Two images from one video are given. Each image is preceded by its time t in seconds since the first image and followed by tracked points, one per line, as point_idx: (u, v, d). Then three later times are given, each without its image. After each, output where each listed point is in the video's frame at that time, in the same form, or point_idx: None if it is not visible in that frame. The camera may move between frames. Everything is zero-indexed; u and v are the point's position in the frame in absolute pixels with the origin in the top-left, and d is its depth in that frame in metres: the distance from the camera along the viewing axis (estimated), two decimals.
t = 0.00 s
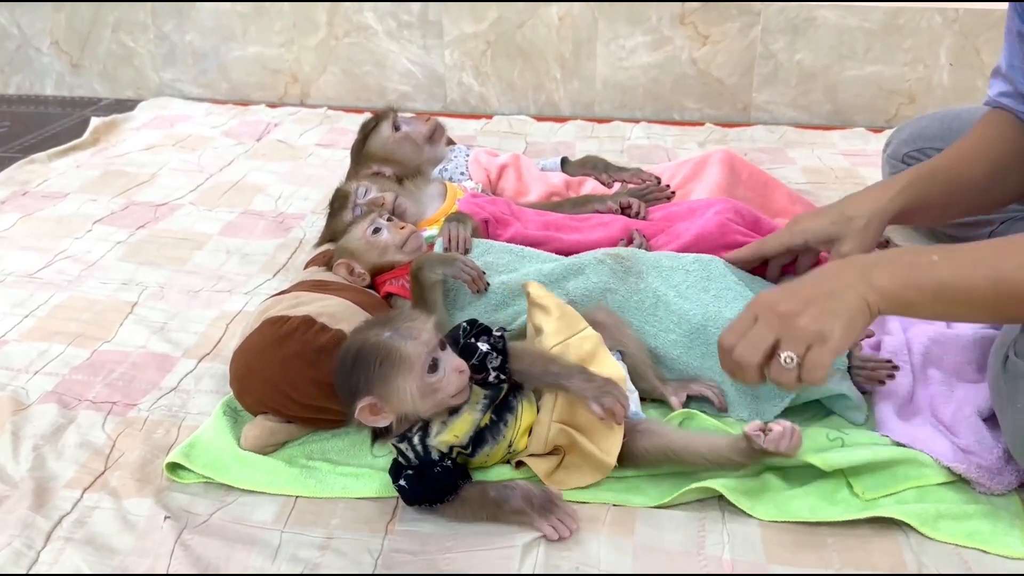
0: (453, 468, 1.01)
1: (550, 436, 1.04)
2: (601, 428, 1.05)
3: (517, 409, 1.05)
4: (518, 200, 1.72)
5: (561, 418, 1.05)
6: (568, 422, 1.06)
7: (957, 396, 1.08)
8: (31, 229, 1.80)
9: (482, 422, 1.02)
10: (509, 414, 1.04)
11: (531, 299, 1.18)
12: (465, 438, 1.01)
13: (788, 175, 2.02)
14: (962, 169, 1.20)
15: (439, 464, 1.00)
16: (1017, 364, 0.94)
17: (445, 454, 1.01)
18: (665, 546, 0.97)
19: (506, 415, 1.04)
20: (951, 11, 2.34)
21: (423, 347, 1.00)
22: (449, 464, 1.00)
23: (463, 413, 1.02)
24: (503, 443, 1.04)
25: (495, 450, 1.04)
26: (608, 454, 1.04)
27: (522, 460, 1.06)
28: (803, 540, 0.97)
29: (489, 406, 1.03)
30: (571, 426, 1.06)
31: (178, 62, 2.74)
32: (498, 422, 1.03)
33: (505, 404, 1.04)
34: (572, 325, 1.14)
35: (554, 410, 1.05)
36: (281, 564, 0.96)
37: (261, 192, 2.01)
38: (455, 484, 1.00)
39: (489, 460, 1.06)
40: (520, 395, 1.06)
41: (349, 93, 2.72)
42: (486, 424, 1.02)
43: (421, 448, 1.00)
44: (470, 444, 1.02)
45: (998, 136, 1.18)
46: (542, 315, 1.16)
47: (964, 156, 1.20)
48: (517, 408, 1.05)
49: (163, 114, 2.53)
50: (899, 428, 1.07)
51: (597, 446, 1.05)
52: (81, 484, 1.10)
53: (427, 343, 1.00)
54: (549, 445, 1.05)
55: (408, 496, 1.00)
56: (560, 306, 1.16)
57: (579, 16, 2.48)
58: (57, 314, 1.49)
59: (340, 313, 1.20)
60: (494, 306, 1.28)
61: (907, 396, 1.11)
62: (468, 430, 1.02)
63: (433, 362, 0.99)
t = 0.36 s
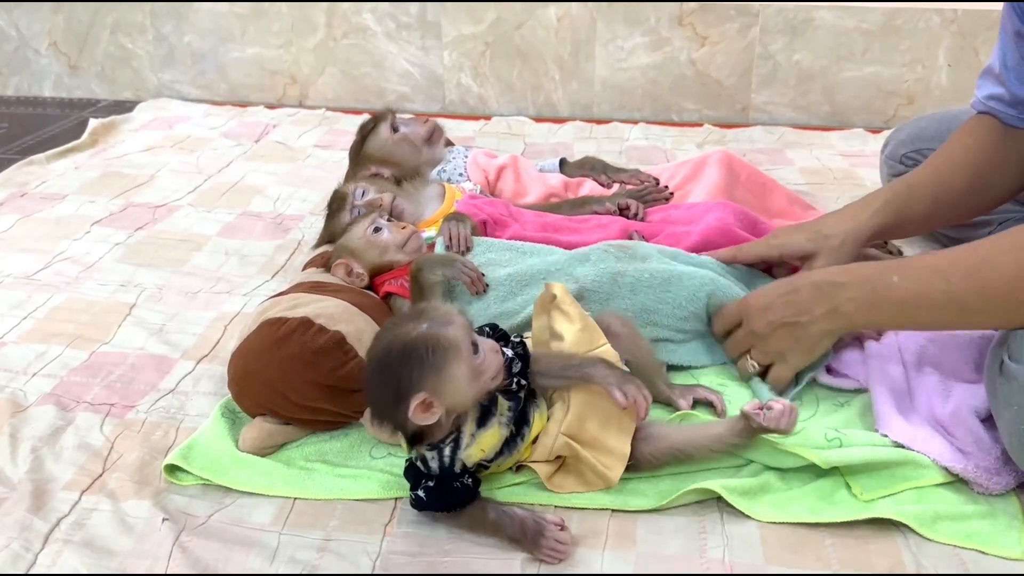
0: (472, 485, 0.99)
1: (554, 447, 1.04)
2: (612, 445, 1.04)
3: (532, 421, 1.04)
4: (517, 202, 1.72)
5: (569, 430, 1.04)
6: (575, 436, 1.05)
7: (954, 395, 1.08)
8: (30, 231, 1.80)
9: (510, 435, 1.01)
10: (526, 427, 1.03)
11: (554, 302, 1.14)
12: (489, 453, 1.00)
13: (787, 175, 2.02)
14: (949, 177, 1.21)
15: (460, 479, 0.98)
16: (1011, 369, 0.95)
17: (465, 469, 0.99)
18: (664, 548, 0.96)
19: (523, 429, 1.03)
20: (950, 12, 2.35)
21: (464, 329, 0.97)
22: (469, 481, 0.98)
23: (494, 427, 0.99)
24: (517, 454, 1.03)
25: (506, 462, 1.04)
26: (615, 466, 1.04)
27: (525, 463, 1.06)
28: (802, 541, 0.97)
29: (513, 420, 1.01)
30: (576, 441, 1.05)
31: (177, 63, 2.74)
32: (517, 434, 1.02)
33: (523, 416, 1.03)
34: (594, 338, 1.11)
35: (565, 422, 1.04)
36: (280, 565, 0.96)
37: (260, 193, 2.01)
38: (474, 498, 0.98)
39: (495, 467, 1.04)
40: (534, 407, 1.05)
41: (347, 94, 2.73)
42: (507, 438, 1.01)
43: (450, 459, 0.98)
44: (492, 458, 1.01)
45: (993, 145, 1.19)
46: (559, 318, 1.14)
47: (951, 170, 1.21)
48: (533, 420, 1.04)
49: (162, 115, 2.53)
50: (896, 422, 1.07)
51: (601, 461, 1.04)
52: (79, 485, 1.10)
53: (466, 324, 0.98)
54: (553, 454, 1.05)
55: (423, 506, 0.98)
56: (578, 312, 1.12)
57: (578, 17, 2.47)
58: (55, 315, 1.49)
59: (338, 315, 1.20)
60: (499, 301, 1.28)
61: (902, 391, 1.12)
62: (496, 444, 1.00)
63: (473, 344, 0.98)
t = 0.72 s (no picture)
0: (475, 487, 0.99)
1: (554, 452, 1.04)
2: (612, 449, 1.04)
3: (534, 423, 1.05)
4: (515, 202, 1.72)
5: (568, 435, 1.04)
6: (573, 440, 1.05)
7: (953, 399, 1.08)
8: (28, 232, 1.79)
9: (515, 437, 1.02)
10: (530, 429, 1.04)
11: (568, 304, 1.16)
12: (496, 455, 1.01)
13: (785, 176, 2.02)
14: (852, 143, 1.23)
15: (462, 480, 0.98)
16: (1012, 370, 0.95)
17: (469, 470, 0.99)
18: (662, 549, 0.96)
19: (527, 430, 1.04)
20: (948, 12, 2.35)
21: (488, 326, 0.98)
22: (472, 483, 0.98)
23: (502, 429, 1.00)
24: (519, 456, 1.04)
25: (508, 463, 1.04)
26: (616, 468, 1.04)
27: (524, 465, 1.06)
28: (800, 541, 0.97)
29: (519, 422, 1.02)
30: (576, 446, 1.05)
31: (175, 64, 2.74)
32: (521, 437, 1.03)
33: (528, 418, 1.04)
34: (600, 346, 1.12)
35: (563, 427, 1.05)
36: (277, 566, 0.96)
37: (258, 194, 2.01)
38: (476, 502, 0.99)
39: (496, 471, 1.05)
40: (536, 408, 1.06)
41: (346, 95, 2.82)
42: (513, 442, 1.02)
43: (457, 459, 0.98)
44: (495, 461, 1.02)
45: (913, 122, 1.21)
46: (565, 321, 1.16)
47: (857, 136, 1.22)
48: (535, 422, 1.05)
49: (160, 116, 2.53)
50: (896, 425, 1.07)
51: (600, 466, 1.04)
52: (77, 487, 1.10)
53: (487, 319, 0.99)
54: (552, 458, 1.05)
55: (426, 505, 0.98)
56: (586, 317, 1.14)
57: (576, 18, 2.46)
58: (53, 316, 1.49)
59: (337, 316, 1.19)
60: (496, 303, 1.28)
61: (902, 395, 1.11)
62: (502, 446, 1.01)
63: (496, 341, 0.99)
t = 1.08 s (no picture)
0: (479, 497, 0.99)
1: (555, 456, 1.04)
2: (612, 455, 1.04)
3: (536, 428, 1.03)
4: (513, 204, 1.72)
5: (569, 443, 1.04)
6: (573, 447, 1.04)
7: (953, 398, 1.07)
8: (26, 233, 1.79)
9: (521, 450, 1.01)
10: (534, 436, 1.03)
11: (577, 310, 1.14)
12: (503, 465, 0.99)
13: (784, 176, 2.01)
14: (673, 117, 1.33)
15: (468, 491, 0.97)
16: (981, 382, 0.97)
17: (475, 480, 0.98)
18: (661, 550, 0.96)
19: (532, 438, 1.02)
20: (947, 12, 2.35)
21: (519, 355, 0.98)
22: (476, 493, 0.98)
23: (511, 441, 0.99)
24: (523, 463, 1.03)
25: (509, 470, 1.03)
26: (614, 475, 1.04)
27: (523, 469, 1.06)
28: (799, 542, 0.96)
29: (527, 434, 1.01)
30: (575, 452, 1.04)
31: (173, 65, 2.74)
32: (528, 446, 1.02)
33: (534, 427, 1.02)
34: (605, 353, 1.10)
35: (564, 434, 1.03)
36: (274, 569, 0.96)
37: (256, 195, 2.00)
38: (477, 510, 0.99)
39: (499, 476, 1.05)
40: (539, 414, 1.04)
41: (346, 95, 2.72)
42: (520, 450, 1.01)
43: (467, 470, 0.96)
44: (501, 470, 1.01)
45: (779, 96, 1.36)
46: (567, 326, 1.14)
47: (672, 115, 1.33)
48: (536, 427, 1.03)
49: (158, 117, 2.52)
50: (894, 425, 1.07)
51: (598, 468, 1.04)
52: (74, 489, 1.09)
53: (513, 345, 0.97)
54: (553, 463, 1.04)
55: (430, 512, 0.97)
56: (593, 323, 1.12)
57: (573, 18, 2.49)
58: (51, 317, 1.48)
59: (334, 317, 1.19)
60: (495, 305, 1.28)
61: (898, 396, 1.11)
62: (510, 457, 0.99)
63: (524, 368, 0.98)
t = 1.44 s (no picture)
0: (477, 495, 0.98)
1: (554, 457, 1.03)
2: (612, 453, 1.03)
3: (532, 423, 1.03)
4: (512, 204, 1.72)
5: (566, 442, 1.02)
6: (572, 446, 1.03)
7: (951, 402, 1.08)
8: (24, 235, 1.79)
9: (509, 441, 0.99)
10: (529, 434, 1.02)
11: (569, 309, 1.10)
12: (495, 457, 0.98)
13: (782, 176, 2.01)
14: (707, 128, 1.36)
15: (466, 489, 0.97)
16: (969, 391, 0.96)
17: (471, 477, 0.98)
18: (660, 552, 0.96)
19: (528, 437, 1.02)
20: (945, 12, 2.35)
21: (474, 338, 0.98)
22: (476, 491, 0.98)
23: (496, 429, 0.98)
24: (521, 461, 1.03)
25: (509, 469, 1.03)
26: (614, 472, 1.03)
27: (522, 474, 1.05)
28: (798, 543, 0.96)
29: (517, 425, 1.00)
30: (574, 451, 1.03)
31: (171, 65, 2.74)
32: (523, 440, 1.01)
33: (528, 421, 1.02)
34: (602, 352, 1.09)
35: (561, 433, 1.02)
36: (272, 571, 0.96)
37: (255, 196, 2.00)
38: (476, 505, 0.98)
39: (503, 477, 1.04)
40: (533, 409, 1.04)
41: (343, 96, 2.72)
42: (514, 444, 1.00)
43: (460, 465, 0.96)
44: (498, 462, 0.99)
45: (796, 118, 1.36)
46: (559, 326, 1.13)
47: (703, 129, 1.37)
48: (532, 427, 1.03)
49: (156, 117, 2.52)
50: (895, 426, 1.07)
51: (600, 466, 1.03)
52: (73, 491, 1.09)
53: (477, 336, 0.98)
54: (553, 464, 1.03)
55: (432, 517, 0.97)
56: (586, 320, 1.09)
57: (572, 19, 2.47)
58: (50, 319, 1.48)
59: (332, 317, 1.18)
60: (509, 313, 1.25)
61: (897, 397, 1.11)
62: (500, 447, 0.98)
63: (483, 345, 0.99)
